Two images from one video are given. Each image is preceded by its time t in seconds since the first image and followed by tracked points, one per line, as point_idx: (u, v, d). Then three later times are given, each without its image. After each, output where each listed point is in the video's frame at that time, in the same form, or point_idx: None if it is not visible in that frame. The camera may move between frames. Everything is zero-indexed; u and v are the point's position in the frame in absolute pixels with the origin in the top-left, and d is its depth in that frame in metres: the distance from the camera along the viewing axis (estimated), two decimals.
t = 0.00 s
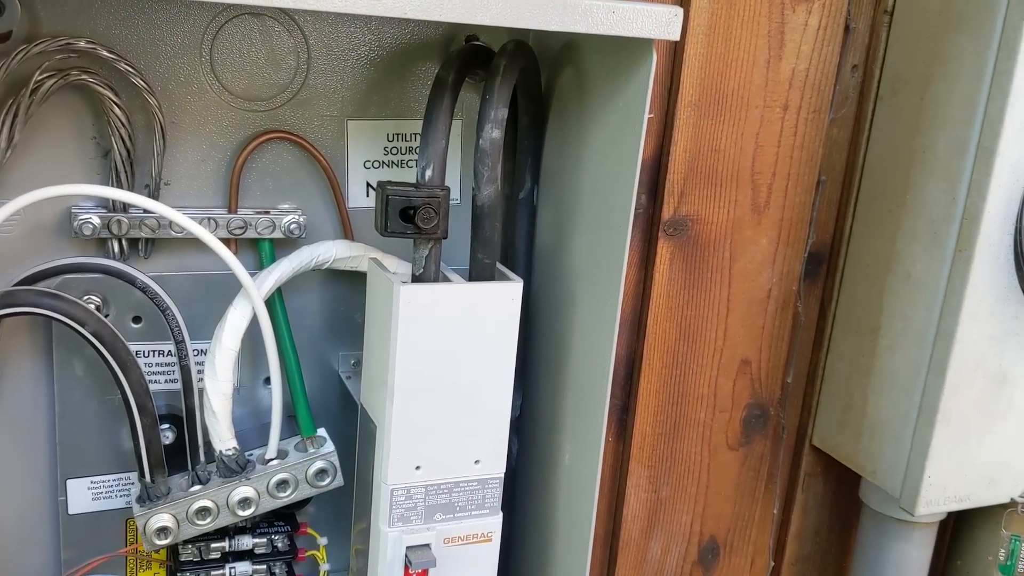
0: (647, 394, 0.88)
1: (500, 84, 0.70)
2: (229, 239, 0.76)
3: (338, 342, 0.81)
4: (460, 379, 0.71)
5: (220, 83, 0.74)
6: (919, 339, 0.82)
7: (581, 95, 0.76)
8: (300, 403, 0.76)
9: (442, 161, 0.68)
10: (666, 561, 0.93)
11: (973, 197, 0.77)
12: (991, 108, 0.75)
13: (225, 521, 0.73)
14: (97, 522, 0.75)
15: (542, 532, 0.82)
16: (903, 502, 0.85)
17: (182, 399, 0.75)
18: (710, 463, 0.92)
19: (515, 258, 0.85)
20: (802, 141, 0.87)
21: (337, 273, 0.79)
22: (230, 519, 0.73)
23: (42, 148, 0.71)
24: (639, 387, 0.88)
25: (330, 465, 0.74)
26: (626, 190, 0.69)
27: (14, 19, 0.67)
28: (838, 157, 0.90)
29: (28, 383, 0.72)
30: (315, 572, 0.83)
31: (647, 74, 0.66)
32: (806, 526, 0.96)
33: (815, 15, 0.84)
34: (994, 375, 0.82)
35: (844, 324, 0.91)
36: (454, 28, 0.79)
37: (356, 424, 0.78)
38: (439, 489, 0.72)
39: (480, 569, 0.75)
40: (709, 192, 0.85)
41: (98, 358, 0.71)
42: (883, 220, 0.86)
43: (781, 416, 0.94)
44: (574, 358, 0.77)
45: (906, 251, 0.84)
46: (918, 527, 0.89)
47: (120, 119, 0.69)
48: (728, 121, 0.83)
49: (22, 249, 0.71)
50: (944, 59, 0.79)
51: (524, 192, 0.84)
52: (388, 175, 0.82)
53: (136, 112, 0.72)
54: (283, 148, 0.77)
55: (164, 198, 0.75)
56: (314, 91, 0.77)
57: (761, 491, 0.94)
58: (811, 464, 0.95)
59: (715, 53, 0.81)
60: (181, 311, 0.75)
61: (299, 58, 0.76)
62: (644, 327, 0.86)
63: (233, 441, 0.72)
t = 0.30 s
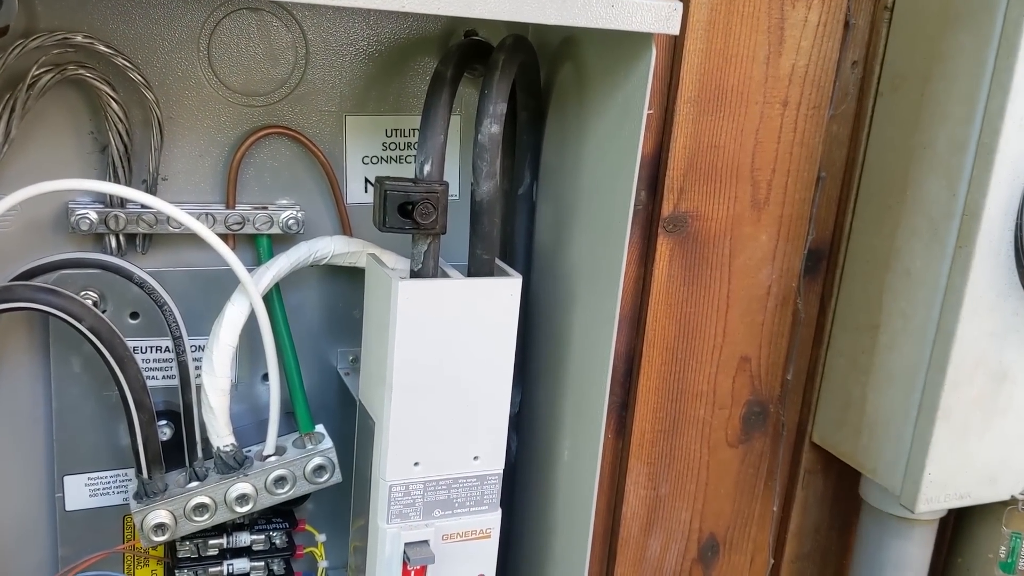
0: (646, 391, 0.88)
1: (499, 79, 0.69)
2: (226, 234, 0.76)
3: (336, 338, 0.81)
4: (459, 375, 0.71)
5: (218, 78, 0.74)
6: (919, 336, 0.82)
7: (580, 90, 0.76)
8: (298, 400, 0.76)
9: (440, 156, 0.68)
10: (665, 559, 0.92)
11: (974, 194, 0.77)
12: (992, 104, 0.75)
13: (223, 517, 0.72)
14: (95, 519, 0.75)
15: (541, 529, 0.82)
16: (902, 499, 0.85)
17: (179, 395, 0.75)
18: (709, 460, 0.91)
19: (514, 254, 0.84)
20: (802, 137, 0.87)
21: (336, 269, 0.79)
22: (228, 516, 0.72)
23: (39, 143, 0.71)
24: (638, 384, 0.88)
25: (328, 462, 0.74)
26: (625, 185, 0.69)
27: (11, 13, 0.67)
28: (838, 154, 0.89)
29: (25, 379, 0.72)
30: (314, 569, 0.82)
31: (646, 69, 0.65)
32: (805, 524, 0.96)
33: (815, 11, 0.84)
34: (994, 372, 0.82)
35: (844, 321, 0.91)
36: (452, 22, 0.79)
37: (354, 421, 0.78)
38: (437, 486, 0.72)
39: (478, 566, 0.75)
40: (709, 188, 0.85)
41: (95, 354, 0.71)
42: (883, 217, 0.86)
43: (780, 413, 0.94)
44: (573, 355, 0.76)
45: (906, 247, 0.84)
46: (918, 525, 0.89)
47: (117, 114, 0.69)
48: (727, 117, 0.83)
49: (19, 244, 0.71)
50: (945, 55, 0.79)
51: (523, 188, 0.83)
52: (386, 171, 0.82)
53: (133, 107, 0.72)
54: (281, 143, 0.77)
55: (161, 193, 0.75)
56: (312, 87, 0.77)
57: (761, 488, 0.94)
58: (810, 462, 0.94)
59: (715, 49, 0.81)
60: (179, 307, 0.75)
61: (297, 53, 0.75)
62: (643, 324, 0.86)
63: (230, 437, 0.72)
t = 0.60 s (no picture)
0: (651, 391, 0.87)
1: (505, 79, 0.69)
2: (231, 235, 0.76)
3: (341, 339, 0.80)
4: (465, 376, 0.71)
5: (223, 78, 0.74)
6: (924, 336, 0.82)
7: (586, 90, 0.76)
8: (304, 401, 0.76)
9: (446, 156, 0.67)
10: (670, 559, 0.92)
11: (979, 193, 0.77)
12: (997, 105, 0.75)
13: (229, 518, 0.72)
14: (99, 520, 0.75)
15: (547, 530, 0.82)
16: (908, 499, 0.85)
17: (184, 396, 0.74)
18: (713, 461, 0.91)
19: (519, 254, 0.84)
20: (807, 138, 0.87)
21: (341, 270, 0.79)
22: (234, 516, 0.72)
23: (44, 144, 0.71)
24: (643, 384, 0.88)
25: (334, 462, 0.74)
26: (632, 185, 0.69)
27: (15, 13, 0.66)
28: (843, 154, 0.89)
29: (30, 379, 0.72)
30: (319, 570, 0.83)
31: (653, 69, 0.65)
32: (810, 524, 0.96)
33: (820, 11, 0.83)
34: (1000, 372, 0.82)
35: (849, 321, 0.91)
36: (457, 23, 0.79)
37: (359, 421, 0.78)
38: (443, 486, 0.72)
39: (484, 567, 0.75)
40: (714, 189, 0.85)
41: (100, 354, 0.71)
42: (888, 218, 0.86)
43: (785, 413, 0.94)
44: (579, 355, 0.76)
45: (911, 248, 0.84)
46: (923, 526, 0.89)
47: (122, 115, 0.69)
48: (732, 118, 0.83)
49: (24, 245, 0.71)
50: (950, 55, 0.79)
51: (528, 189, 0.83)
52: (391, 171, 0.81)
53: (138, 107, 0.72)
54: (286, 143, 0.77)
55: (167, 194, 0.74)
56: (318, 87, 0.77)
57: (766, 489, 0.94)
58: (815, 462, 0.94)
59: (719, 49, 0.81)
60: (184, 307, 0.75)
61: (302, 54, 0.75)
62: (648, 325, 0.86)
63: (236, 438, 0.72)
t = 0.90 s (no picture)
0: (668, 345, 0.87)
1: (526, 23, 0.69)
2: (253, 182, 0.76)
3: (360, 289, 0.81)
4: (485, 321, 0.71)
5: (242, 25, 0.74)
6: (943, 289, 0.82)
7: (606, 38, 0.76)
8: (325, 348, 0.77)
9: (466, 101, 0.68)
10: (685, 513, 0.92)
11: (1000, 144, 0.77)
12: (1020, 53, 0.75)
13: (252, 462, 0.73)
14: (122, 466, 0.75)
15: (564, 481, 0.82)
16: (924, 452, 0.85)
17: (207, 342, 0.75)
18: (729, 416, 0.91)
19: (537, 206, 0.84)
20: (825, 91, 0.86)
21: (360, 219, 0.79)
22: (257, 460, 0.73)
23: (66, 90, 0.71)
24: (660, 339, 0.87)
25: (355, 408, 0.75)
26: (652, 130, 0.69)
27: None
28: (862, 108, 0.88)
29: (54, 325, 0.73)
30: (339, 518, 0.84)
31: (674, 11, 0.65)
32: (825, 480, 0.96)
33: None
34: (1018, 325, 0.82)
35: (867, 276, 0.90)
36: None
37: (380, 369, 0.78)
38: (464, 430, 0.73)
39: (504, 512, 0.75)
40: (732, 141, 0.84)
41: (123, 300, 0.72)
42: (908, 171, 0.86)
43: (801, 369, 0.93)
44: (597, 304, 0.77)
45: (930, 200, 0.83)
46: (937, 482, 0.89)
47: (144, 60, 0.69)
48: (751, 70, 0.82)
49: (47, 190, 0.71)
50: (971, 5, 0.79)
51: (547, 139, 0.82)
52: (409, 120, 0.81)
53: (160, 54, 0.72)
54: (306, 91, 0.77)
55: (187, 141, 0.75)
56: (337, 35, 0.77)
57: (781, 444, 0.94)
58: (830, 419, 0.94)
59: None
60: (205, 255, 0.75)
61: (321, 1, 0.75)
62: (665, 278, 0.85)
63: (258, 383, 0.72)
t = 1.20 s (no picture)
0: (720, 224, 0.85)
1: None
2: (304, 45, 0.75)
3: (411, 160, 0.80)
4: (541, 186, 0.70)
5: None
6: (1007, 165, 0.81)
7: None
8: (377, 219, 0.77)
9: None
10: (732, 395, 0.91)
11: None
12: None
13: (308, 327, 0.74)
14: (180, 331, 0.76)
15: (614, 356, 0.82)
16: (979, 332, 0.84)
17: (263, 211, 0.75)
18: (780, 298, 0.90)
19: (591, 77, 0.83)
20: None
21: (411, 86, 0.78)
22: (313, 326, 0.74)
23: None
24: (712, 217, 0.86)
25: (408, 276, 0.75)
26: None
27: None
28: None
29: (110, 188, 0.73)
30: (393, 388, 0.84)
31: None
32: (874, 367, 0.95)
33: None
34: None
35: (926, 156, 0.88)
36: None
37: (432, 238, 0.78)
38: (518, 297, 0.72)
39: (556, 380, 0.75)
40: (794, 11, 0.80)
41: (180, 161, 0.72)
42: (975, 43, 0.82)
43: (855, 252, 0.91)
44: (654, 173, 0.76)
45: (997, 73, 0.81)
46: (991, 364, 0.88)
47: None
48: None
49: (100, 51, 0.70)
50: None
51: (604, 2, 0.81)
52: None
53: None
54: None
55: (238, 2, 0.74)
56: None
57: (831, 329, 0.93)
58: (882, 302, 0.93)
59: None
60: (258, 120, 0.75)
61: None
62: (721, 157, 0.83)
63: (313, 249, 0.73)
